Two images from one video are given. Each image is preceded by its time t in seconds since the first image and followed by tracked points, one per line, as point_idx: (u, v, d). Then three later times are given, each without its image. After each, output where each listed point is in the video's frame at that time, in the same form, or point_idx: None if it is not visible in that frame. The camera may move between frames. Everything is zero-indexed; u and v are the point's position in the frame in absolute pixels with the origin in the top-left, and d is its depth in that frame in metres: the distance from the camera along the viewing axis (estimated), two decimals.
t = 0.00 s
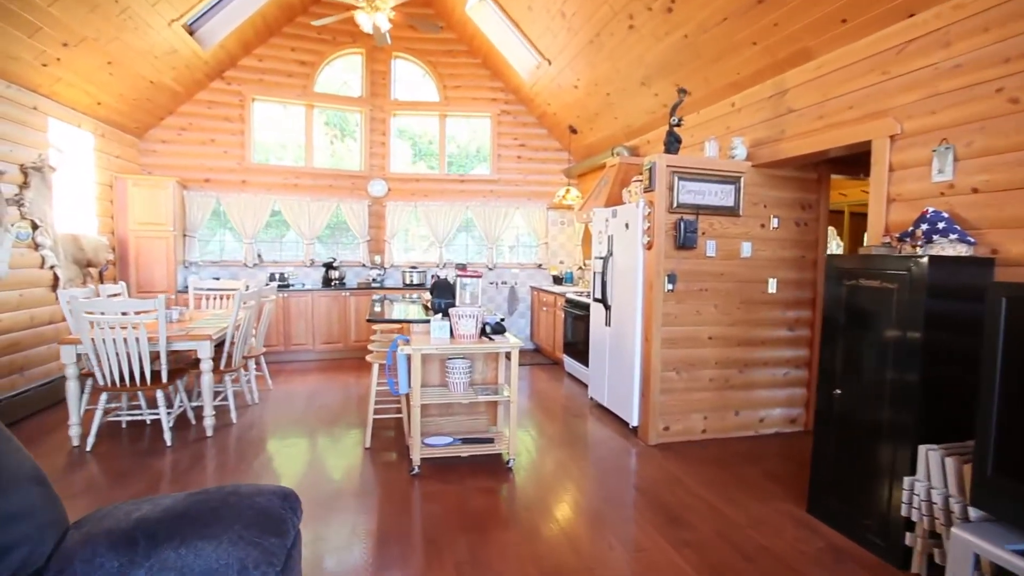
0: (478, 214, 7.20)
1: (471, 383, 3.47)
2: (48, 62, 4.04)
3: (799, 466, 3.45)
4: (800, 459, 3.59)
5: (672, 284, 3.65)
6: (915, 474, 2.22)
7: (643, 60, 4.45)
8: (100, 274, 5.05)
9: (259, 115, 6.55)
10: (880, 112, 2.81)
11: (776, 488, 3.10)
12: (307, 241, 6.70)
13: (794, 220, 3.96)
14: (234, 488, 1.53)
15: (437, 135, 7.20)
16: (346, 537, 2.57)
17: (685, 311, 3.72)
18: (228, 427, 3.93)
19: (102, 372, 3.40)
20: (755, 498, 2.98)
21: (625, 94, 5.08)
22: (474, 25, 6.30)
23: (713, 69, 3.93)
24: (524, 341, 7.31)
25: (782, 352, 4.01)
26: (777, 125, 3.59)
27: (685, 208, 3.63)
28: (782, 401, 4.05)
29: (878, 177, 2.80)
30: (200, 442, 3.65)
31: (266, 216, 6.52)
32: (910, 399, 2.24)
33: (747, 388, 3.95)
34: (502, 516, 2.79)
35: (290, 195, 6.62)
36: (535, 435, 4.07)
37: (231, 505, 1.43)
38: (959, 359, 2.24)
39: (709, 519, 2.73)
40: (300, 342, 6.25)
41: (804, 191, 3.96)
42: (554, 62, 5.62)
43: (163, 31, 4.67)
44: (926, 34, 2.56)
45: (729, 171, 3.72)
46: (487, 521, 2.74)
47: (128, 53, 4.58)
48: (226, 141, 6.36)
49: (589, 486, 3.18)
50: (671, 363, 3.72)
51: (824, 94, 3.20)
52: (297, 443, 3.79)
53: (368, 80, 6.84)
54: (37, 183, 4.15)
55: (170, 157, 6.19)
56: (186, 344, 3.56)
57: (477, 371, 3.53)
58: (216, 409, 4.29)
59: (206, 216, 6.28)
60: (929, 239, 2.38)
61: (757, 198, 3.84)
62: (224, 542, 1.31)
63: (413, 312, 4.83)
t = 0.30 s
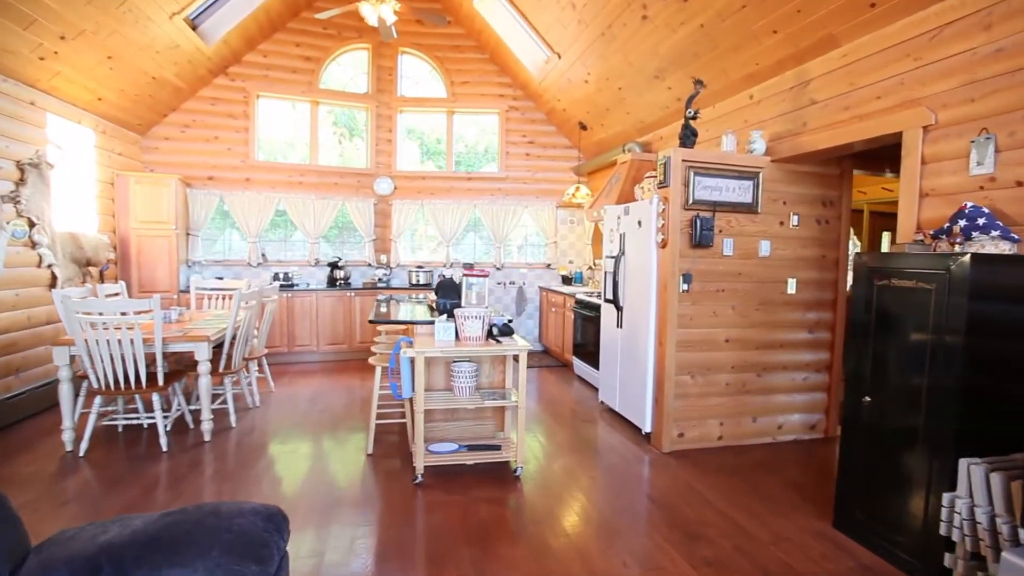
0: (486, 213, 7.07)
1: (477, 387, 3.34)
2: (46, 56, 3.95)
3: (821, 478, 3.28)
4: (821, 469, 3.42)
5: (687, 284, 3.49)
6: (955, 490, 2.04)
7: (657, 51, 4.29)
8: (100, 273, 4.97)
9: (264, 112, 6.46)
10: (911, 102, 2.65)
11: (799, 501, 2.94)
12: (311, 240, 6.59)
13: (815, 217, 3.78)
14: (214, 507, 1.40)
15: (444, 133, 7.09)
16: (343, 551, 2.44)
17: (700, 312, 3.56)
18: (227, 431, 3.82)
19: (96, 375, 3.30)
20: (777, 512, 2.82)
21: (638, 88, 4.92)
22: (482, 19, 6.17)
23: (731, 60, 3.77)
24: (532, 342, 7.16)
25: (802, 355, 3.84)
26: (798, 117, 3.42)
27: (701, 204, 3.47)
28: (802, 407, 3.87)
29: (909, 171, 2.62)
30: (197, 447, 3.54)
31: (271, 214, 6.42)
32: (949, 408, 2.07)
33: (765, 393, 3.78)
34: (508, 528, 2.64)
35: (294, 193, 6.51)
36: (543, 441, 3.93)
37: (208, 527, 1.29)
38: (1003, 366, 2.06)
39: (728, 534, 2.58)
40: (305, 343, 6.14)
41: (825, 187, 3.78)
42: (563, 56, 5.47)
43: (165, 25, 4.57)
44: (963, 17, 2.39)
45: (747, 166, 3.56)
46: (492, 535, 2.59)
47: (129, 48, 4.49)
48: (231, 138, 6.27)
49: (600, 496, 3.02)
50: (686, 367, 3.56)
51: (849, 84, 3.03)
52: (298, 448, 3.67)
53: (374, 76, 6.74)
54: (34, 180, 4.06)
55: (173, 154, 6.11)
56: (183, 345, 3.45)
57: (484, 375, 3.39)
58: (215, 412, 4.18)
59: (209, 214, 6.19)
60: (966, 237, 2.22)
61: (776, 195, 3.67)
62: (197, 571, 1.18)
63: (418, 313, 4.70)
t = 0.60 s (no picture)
0: (490, 213, 6.92)
1: (479, 394, 3.19)
2: (37, 50, 3.84)
3: (842, 491, 3.12)
4: (841, 481, 3.25)
5: (701, 286, 3.33)
6: (1000, 510, 1.88)
7: (667, 44, 4.13)
8: (95, 274, 4.86)
9: (264, 109, 6.34)
10: (943, 93, 2.47)
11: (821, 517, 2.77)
12: (312, 240, 6.47)
13: (834, 216, 3.61)
14: (182, 535, 1.25)
15: (448, 132, 6.95)
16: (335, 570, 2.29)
17: (714, 315, 3.39)
18: (221, 438, 3.69)
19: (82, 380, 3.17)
20: (797, 528, 2.66)
21: (647, 83, 4.76)
22: (486, 14, 6.03)
23: (745, 52, 3.60)
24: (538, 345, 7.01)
25: (819, 361, 3.66)
26: (817, 111, 3.26)
27: (715, 202, 3.30)
28: (819, 415, 3.70)
29: (941, 166, 2.45)
30: (189, 454, 3.40)
31: (271, 214, 6.29)
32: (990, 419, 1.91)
33: (781, 400, 3.61)
34: (512, 545, 2.48)
35: (295, 192, 6.39)
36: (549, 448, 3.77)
37: (171, 562, 1.14)
38: None
39: (747, 553, 2.42)
40: (305, 345, 6.01)
41: (845, 185, 3.61)
42: (570, 51, 5.32)
43: (161, 19, 4.45)
44: None
45: (763, 162, 3.39)
46: (496, 552, 2.43)
47: (124, 42, 4.37)
48: (230, 137, 6.16)
49: (609, 507, 2.88)
50: (699, 373, 3.40)
51: (873, 74, 2.86)
52: (294, 456, 3.53)
53: (376, 73, 6.61)
54: (24, 178, 3.95)
55: (172, 152, 6.00)
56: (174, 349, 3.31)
57: (487, 381, 3.24)
58: (210, 417, 4.05)
59: (208, 214, 6.07)
60: (1005, 238, 2.06)
61: (793, 192, 3.50)
62: None
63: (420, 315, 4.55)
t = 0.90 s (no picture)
0: (492, 213, 6.77)
1: (479, 403, 3.03)
2: (20, 43, 3.72)
3: (862, 505, 2.95)
4: (861, 495, 3.08)
5: (712, 288, 3.17)
6: None
7: (674, 37, 3.98)
8: (84, 276, 4.73)
9: (260, 108, 6.20)
10: (975, 82, 2.32)
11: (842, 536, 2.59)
12: (309, 241, 6.32)
13: (851, 216, 3.44)
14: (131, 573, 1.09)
15: (450, 131, 6.80)
16: None
17: (726, 319, 3.23)
18: (210, 447, 3.53)
19: (62, 388, 3.02)
20: (817, 548, 2.49)
21: (653, 79, 4.60)
22: (488, 10, 5.89)
23: (757, 44, 3.44)
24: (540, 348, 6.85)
25: (836, 367, 3.49)
26: (834, 105, 3.09)
27: (727, 201, 3.14)
28: (836, 424, 3.53)
29: (973, 160, 2.29)
30: (175, 465, 3.25)
31: (267, 214, 6.15)
32: None
33: (796, 408, 3.44)
34: (513, 567, 2.32)
35: (292, 192, 6.24)
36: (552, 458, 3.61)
37: None
38: None
39: None
40: (302, 349, 5.86)
41: (862, 183, 3.45)
42: (573, 47, 5.17)
43: (152, 14, 4.31)
44: None
45: (777, 159, 3.23)
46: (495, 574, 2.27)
47: (113, 36, 4.24)
48: (226, 135, 6.02)
49: (617, 523, 2.72)
50: (710, 381, 3.23)
51: (897, 64, 2.70)
52: (284, 466, 3.38)
53: (376, 71, 6.47)
54: (8, 176, 3.81)
55: (166, 151, 5.86)
56: (159, 355, 3.17)
57: (487, 390, 3.08)
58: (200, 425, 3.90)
59: (203, 214, 5.93)
60: None
61: (809, 191, 3.34)
62: None
63: (418, 319, 4.39)
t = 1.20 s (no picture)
0: (491, 214, 6.61)
1: (476, 413, 2.87)
2: None
3: (881, 522, 2.78)
4: (880, 511, 2.91)
5: (722, 292, 3.00)
6: None
7: (680, 30, 3.82)
8: (67, 278, 4.56)
9: (253, 106, 6.04)
10: (1008, 71, 2.15)
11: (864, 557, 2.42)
12: (303, 242, 6.16)
13: (867, 216, 3.28)
14: None
15: (448, 130, 6.65)
16: None
17: (736, 324, 3.06)
18: (193, 458, 3.36)
19: (33, 397, 2.85)
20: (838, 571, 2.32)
21: (657, 74, 4.44)
22: (486, 5, 5.74)
23: (767, 36, 3.28)
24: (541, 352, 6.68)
25: (851, 374, 3.32)
26: (851, 98, 2.93)
27: (737, 199, 2.98)
28: (851, 433, 3.36)
29: (1007, 154, 2.13)
30: (155, 478, 3.08)
31: (260, 215, 5.99)
32: None
33: (810, 418, 3.27)
34: None
35: (285, 192, 6.08)
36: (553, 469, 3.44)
37: None
38: None
39: None
40: (295, 353, 5.70)
41: (879, 181, 3.28)
42: (574, 42, 5.02)
43: (139, 7, 4.15)
44: None
45: (790, 156, 3.07)
46: None
47: (98, 31, 4.08)
48: (218, 134, 5.86)
49: (622, 542, 2.55)
50: (719, 389, 3.07)
51: (920, 54, 2.54)
52: (272, 479, 3.20)
53: (372, 68, 6.32)
54: None
55: (156, 150, 5.71)
56: (139, 362, 3.00)
57: (484, 399, 2.91)
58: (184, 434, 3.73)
59: (194, 214, 5.76)
60: None
61: (823, 189, 3.17)
62: None
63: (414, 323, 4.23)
